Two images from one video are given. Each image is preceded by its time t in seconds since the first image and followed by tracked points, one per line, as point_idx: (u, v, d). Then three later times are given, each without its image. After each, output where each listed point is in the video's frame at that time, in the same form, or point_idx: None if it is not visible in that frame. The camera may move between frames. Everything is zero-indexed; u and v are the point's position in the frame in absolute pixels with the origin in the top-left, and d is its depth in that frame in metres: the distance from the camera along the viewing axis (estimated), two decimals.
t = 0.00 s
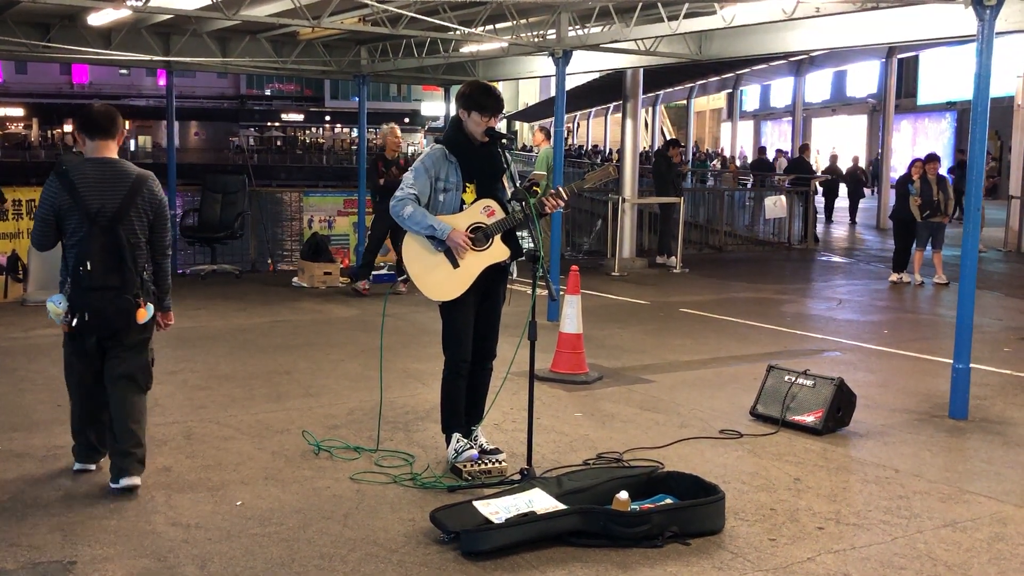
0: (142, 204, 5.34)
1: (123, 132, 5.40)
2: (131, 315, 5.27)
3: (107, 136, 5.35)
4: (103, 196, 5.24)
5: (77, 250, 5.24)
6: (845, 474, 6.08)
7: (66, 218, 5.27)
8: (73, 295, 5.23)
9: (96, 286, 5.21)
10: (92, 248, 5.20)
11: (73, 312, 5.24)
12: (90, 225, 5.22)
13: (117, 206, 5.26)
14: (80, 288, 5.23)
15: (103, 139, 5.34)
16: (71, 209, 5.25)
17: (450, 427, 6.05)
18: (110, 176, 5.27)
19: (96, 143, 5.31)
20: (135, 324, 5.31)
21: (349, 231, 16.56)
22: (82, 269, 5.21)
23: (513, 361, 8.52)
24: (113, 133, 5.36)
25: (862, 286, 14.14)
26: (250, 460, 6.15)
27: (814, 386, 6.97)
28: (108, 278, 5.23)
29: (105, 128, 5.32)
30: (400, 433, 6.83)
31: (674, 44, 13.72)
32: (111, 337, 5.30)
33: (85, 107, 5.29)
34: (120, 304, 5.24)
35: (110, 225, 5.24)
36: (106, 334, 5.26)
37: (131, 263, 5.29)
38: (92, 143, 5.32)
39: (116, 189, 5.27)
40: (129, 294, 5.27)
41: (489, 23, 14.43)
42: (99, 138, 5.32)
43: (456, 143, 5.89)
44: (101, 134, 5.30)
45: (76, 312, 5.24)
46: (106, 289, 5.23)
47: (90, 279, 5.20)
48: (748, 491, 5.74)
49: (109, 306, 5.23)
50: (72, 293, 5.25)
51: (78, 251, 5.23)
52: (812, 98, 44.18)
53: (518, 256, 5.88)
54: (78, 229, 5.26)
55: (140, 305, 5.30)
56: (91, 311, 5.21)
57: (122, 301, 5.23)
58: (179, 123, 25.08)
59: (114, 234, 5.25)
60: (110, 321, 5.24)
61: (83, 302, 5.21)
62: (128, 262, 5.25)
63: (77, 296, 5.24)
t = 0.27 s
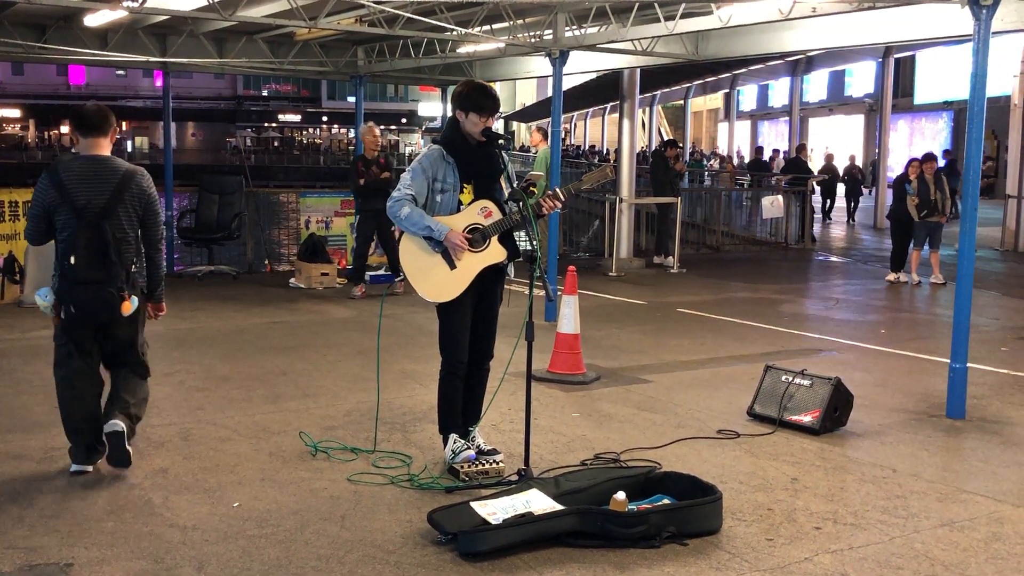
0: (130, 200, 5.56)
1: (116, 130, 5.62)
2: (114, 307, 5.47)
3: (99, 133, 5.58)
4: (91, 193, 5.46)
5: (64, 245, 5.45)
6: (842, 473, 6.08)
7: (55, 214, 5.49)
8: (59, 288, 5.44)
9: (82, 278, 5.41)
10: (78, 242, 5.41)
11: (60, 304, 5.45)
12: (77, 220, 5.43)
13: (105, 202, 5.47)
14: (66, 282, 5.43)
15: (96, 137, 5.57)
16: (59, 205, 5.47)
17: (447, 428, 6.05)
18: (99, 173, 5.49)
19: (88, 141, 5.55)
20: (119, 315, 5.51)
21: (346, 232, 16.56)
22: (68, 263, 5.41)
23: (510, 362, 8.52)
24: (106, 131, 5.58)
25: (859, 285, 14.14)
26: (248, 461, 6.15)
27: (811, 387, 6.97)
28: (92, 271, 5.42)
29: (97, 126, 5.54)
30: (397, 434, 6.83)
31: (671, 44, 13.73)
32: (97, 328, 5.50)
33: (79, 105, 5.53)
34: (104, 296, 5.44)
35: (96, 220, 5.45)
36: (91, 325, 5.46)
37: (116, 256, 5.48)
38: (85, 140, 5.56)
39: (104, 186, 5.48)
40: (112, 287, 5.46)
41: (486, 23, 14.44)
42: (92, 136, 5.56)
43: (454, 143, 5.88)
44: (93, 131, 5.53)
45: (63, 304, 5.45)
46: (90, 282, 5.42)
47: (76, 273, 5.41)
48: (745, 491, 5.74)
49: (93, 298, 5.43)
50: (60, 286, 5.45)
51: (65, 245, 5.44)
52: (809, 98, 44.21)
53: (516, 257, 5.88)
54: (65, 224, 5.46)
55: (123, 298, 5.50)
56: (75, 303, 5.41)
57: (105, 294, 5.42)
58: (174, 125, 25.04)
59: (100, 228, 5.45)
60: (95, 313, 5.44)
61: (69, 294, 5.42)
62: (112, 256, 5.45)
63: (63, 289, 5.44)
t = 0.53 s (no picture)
0: (135, 203, 5.83)
1: (129, 137, 5.88)
2: (108, 304, 5.67)
3: (113, 139, 5.85)
4: (97, 194, 5.73)
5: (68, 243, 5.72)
6: (841, 473, 6.08)
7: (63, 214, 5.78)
8: (59, 283, 5.70)
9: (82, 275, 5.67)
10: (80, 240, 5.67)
11: (59, 297, 5.71)
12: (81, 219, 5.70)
13: (110, 204, 5.74)
14: (69, 278, 5.70)
15: (109, 142, 5.84)
16: (66, 205, 5.74)
17: (446, 429, 6.05)
18: (108, 176, 5.77)
19: (101, 146, 5.82)
20: (112, 312, 5.71)
21: (345, 233, 16.69)
22: (70, 260, 5.68)
23: (509, 363, 8.53)
24: (120, 137, 5.85)
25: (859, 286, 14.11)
26: (247, 462, 6.15)
27: (810, 387, 6.97)
28: (90, 268, 5.67)
29: (111, 132, 5.80)
30: (396, 434, 6.84)
31: (669, 45, 13.73)
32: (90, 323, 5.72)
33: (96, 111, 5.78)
34: (97, 293, 5.65)
35: (99, 219, 5.70)
36: (87, 321, 5.68)
37: (115, 255, 5.73)
38: (98, 145, 5.83)
39: (112, 188, 5.76)
40: (106, 284, 5.68)
41: (484, 24, 14.45)
42: (105, 141, 5.82)
43: (454, 144, 5.89)
44: (106, 137, 5.80)
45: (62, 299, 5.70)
46: (88, 278, 5.66)
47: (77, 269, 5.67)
48: (744, 491, 5.75)
49: (88, 294, 5.65)
50: (63, 281, 5.72)
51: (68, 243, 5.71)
52: (808, 98, 44.24)
53: (515, 258, 5.87)
54: (71, 222, 5.73)
55: (117, 295, 5.71)
56: (71, 297, 5.65)
57: (99, 290, 5.64)
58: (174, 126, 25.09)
59: (102, 227, 5.70)
60: (89, 308, 5.65)
61: (68, 288, 5.67)
62: (111, 254, 5.69)
63: (64, 284, 5.70)
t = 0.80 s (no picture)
0: (152, 202, 5.99)
1: (152, 137, 6.07)
2: (122, 302, 5.86)
3: (136, 140, 6.05)
4: (115, 194, 5.93)
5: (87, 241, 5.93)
6: (841, 473, 6.09)
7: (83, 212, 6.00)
8: (78, 280, 5.93)
9: (98, 273, 5.87)
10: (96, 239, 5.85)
11: (78, 293, 5.95)
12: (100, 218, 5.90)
13: (127, 203, 5.93)
14: (86, 275, 5.91)
15: (131, 142, 6.04)
16: (87, 204, 5.96)
17: (446, 429, 6.05)
18: (127, 176, 5.96)
19: (123, 146, 6.03)
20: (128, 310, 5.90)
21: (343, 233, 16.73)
22: (87, 259, 5.88)
23: (508, 363, 8.53)
24: (143, 137, 6.05)
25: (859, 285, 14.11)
26: (247, 462, 6.15)
27: (810, 386, 6.97)
28: (106, 267, 5.86)
29: (133, 133, 6.02)
30: (396, 434, 6.84)
31: (669, 44, 13.74)
32: (108, 320, 5.94)
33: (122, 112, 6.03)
34: (113, 291, 5.84)
35: (116, 219, 5.89)
36: (104, 317, 5.91)
37: (130, 254, 5.90)
38: (120, 145, 6.04)
39: (130, 188, 5.95)
40: (122, 283, 5.86)
41: (483, 24, 14.46)
42: (128, 141, 6.03)
43: (453, 144, 5.88)
44: (130, 137, 6.02)
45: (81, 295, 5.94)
46: (104, 277, 5.86)
47: (93, 268, 5.87)
48: (743, 490, 5.75)
49: (104, 292, 5.86)
50: (81, 278, 5.95)
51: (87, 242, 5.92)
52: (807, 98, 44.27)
53: (514, 258, 5.87)
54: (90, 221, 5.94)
55: (135, 294, 5.88)
56: (88, 295, 5.88)
57: (113, 289, 5.82)
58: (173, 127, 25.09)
59: (118, 226, 5.88)
60: (106, 306, 5.87)
61: (87, 285, 5.90)
62: (126, 253, 5.86)
63: (82, 281, 5.92)
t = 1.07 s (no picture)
0: (162, 199, 6.13)
1: (162, 136, 6.17)
2: (132, 295, 6.03)
3: (147, 139, 6.16)
4: (125, 189, 6.06)
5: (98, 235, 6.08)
6: (841, 472, 6.09)
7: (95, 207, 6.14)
8: (90, 273, 6.10)
9: (109, 267, 6.04)
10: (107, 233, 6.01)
11: (90, 286, 6.14)
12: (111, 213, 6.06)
13: (138, 199, 6.07)
14: (97, 268, 6.08)
15: (141, 140, 6.15)
16: (98, 199, 6.10)
17: (447, 429, 6.04)
18: (137, 172, 6.09)
19: (134, 144, 6.16)
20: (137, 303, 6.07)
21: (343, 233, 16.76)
22: (99, 252, 6.04)
23: (509, 362, 8.53)
24: (153, 136, 6.15)
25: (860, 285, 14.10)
26: (248, 462, 6.15)
27: (811, 386, 6.97)
28: (116, 260, 6.02)
29: (143, 132, 6.11)
30: (397, 434, 6.84)
31: (669, 44, 13.74)
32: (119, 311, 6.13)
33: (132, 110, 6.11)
34: (123, 284, 6.02)
35: (127, 215, 6.04)
36: (115, 307, 6.10)
37: (140, 248, 6.06)
38: (131, 143, 6.17)
39: (140, 184, 6.08)
40: (132, 276, 6.03)
41: (483, 23, 14.46)
42: (138, 140, 6.14)
43: (453, 144, 5.88)
44: (140, 137, 6.11)
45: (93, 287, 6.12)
46: (115, 270, 6.02)
47: (104, 262, 6.04)
48: (744, 489, 5.75)
49: (115, 285, 6.03)
50: (92, 271, 6.12)
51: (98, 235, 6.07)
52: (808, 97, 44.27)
53: (514, 257, 5.87)
54: (102, 216, 6.09)
55: (142, 288, 6.04)
56: (100, 287, 6.05)
57: (123, 282, 5.99)
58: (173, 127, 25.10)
59: (129, 221, 6.04)
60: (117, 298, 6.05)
61: (98, 278, 6.07)
62: (136, 247, 6.01)
63: (94, 274, 6.09)
